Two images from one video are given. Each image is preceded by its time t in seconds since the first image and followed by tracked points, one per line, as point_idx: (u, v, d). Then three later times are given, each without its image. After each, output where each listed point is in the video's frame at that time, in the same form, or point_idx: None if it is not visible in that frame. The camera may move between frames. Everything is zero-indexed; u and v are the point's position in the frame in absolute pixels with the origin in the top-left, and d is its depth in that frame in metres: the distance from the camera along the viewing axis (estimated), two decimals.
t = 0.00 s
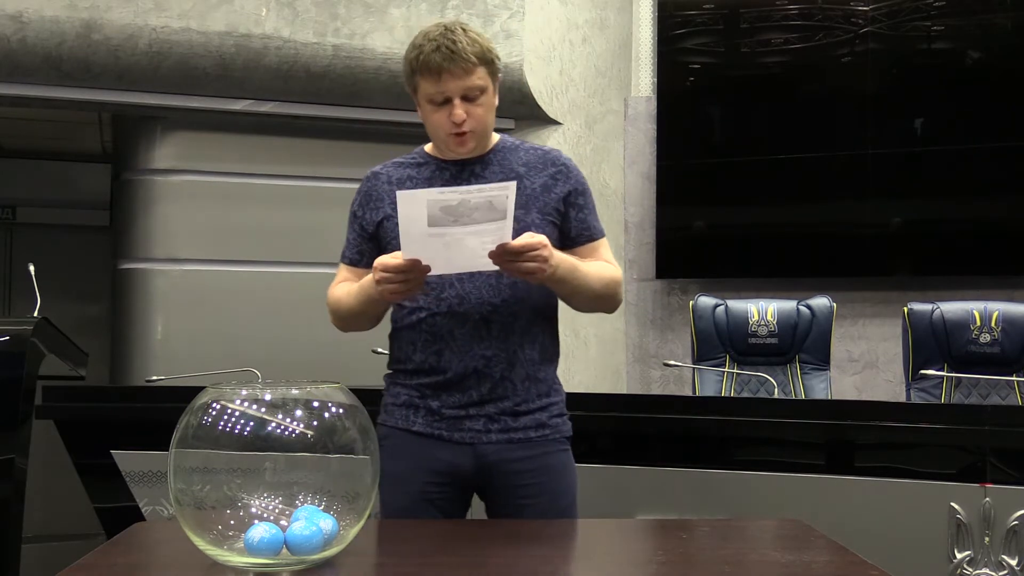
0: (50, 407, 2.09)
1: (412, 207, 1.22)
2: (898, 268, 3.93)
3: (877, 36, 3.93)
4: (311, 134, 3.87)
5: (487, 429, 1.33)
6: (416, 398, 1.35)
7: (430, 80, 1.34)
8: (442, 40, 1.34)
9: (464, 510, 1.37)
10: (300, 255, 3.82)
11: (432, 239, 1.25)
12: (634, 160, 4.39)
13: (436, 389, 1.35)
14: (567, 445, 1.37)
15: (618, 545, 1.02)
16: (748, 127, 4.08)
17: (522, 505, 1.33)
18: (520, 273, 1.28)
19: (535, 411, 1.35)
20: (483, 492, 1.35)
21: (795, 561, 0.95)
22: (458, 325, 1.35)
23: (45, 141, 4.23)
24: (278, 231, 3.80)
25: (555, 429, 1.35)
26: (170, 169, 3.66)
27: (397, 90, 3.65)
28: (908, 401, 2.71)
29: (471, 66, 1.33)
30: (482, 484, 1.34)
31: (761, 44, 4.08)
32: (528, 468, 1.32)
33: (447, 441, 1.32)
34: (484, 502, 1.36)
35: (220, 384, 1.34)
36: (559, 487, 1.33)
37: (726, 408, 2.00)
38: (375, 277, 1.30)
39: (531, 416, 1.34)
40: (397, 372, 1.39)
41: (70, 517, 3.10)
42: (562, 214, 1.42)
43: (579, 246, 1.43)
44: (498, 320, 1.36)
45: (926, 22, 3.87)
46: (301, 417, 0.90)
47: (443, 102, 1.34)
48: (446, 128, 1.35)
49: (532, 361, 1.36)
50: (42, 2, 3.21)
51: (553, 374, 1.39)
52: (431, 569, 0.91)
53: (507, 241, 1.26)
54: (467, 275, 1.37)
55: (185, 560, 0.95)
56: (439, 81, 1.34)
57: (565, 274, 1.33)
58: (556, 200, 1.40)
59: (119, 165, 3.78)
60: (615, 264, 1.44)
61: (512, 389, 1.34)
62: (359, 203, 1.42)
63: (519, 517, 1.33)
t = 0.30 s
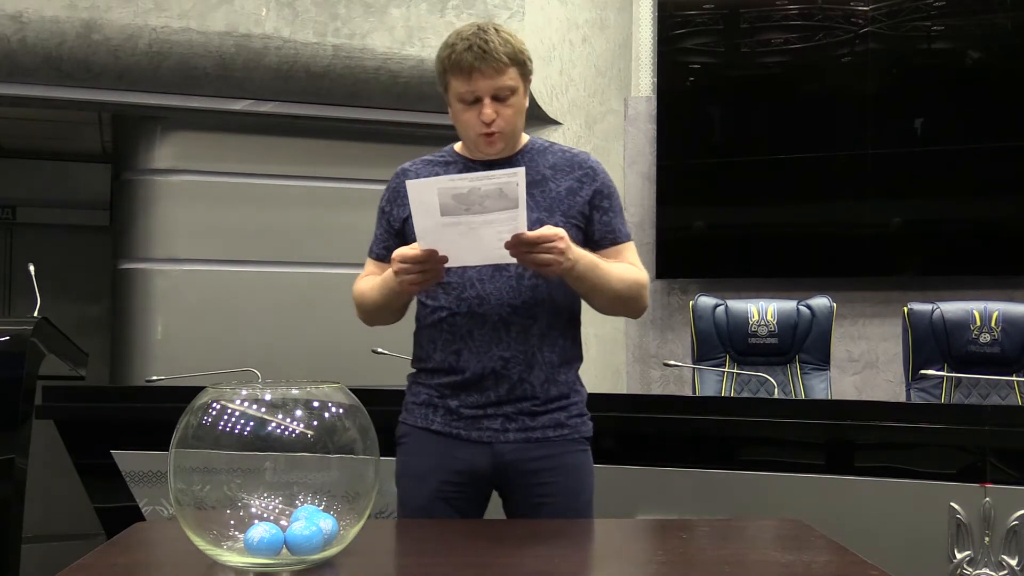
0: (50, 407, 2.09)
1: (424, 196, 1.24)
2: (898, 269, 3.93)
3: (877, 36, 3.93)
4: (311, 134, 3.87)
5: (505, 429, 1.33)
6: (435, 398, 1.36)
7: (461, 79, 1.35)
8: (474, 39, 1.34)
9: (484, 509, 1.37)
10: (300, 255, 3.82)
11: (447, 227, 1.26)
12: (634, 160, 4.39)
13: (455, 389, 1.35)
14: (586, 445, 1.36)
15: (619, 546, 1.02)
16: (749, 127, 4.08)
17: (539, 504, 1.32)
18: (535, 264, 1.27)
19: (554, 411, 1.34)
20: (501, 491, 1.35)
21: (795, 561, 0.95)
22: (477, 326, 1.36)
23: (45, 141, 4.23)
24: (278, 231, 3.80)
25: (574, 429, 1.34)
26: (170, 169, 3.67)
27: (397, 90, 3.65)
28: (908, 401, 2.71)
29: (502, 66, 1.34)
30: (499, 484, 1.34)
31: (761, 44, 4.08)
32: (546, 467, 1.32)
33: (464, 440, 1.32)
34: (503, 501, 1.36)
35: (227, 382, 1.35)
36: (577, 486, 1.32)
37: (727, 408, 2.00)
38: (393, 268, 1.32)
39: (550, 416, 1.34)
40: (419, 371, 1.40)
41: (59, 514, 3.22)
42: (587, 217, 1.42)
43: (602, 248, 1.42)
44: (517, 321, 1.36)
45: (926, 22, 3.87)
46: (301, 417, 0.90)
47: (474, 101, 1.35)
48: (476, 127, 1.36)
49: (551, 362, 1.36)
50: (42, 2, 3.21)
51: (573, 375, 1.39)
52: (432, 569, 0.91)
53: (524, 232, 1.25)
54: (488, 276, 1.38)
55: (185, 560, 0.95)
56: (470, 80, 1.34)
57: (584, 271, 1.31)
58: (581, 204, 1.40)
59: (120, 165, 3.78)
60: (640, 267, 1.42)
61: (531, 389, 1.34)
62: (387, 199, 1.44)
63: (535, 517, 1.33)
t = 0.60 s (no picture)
0: (49, 407, 2.09)
1: (436, 183, 1.24)
2: (898, 268, 3.93)
3: (877, 36, 3.93)
4: (310, 135, 3.87)
5: (517, 429, 1.33)
6: (449, 397, 1.36)
7: (482, 78, 1.35)
8: (496, 40, 1.35)
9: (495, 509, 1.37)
10: (299, 255, 3.82)
11: (460, 216, 1.26)
12: (634, 160, 4.39)
13: (469, 389, 1.36)
14: (599, 446, 1.36)
15: (619, 546, 1.02)
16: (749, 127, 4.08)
17: (551, 504, 1.33)
18: (549, 257, 1.26)
19: (567, 411, 1.34)
20: (514, 490, 1.35)
21: (795, 561, 0.95)
22: (491, 327, 1.36)
23: (45, 142, 4.23)
24: (278, 231, 3.80)
25: (586, 430, 1.34)
26: (170, 169, 3.67)
27: (397, 90, 3.66)
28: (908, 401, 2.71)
29: (524, 67, 1.34)
30: (511, 483, 1.34)
31: (761, 44, 4.08)
32: (557, 467, 1.32)
33: (477, 439, 1.33)
34: (515, 500, 1.36)
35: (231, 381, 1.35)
36: (588, 486, 1.32)
37: (727, 407, 2.00)
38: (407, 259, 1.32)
39: (562, 416, 1.34)
40: (434, 371, 1.41)
41: (62, 516, 3.30)
42: (604, 220, 1.41)
43: (620, 251, 1.42)
44: (532, 323, 1.36)
45: (926, 22, 3.87)
46: (301, 417, 0.90)
47: (494, 100, 1.36)
48: (496, 127, 1.36)
49: (564, 363, 1.36)
50: (43, 2, 3.21)
51: (587, 376, 1.38)
52: (431, 570, 0.91)
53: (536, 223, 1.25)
54: (503, 277, 1.37)
55: (184, 560, 0.95)
56: (491, 79, 1.35)
57: (598, 268, 1.30)
58: (599, 207, 1.40)
59: (120, 165, 3.78)
60: (659, 270, 1.41)
61: (544, 390, 1.34)
62: (409, 198, 1.45)
63: (547, 516, 1.33)
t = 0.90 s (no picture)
0: (49, 408, 2.09)
1: (441, 187, 1.19)
2: (898, 268, 3.93)
3: (877, 36, 3.93)
4: (310, 135, 3.88)
5: (517, 429, 1.33)
6: (449, 397, 1.36)
7: (487, 57, 1.39)
8: (505, 23, 1.40)
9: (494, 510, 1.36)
10: (300, 256, 3.82)
11: (463, 222, 1.24)
12: (634, 160, 4.38)
13: (469, 389, 1.36)
14: (598, 445, 1.36)
15: (619, 546, 1.02)
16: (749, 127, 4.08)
17: (551, 504, 1.33)
18: (551, 269, 1.27)
19: (566, 411, 1.34)
20: (514, 489, 1.35)
21: (795, 561, 0.95)
22: (492, 327, 1.36)
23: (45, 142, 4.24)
24: (278, 231, 3.80)
25: (586, 429, 1.34)
26: (170, 168, 3.67)
27: (397, 90, 3.66)
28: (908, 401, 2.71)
29: (528, 47, 1.38)
30: (510, 483, 1.35)
31: (761, 44, 4.08)
32: (557, 467, 1.32)
33: (478, 439, 1.33)
34: (515, 499, 1.36)
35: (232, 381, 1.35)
36: (587, 486, 1.32)
37: (728, 408, 2.00)
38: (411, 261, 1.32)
39: (562, 416, 1.34)
40: (435, 370, 1.41)
41: (63, 516, 3.33)
42: (608, 224, 1.42)
43: (622, 255, 1.43)
44: (532, 324, 1.36)
45: (926, 22, 3.87)
46: (301, 417, 0.90)
47: (496, 78, 1.38)
48: (495, 102, 1.36)
49: (564, 363, 1.36)
50: (43, 2, 3.22)
51: (587, 376, 1.38)
52: (430, 570, 0.91)
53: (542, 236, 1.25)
54: (505, 277, 1.37)
55: (184, 560, 0.95)
56: (494, 56, 1.38)
57: (600, 279, 1.31)
58: (603, 211, 1.40)
59: (119, 165, 3.78)
60: (661, 276, 1.42)
61: (544, 391, 1.34)
62: (413, 194, 1.46)
63: (546, 516, 1.33)
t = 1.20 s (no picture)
0: (48, 408, 2.09)
1: (433, 187, 1.22)
2: (898, 268, 3.93)
3: (876, 36, 3.93)
4: (311, 135, 3.88)
5: (511, 428, 1.33)
6: (443, 396, 1.36)
7: (476, 66, 1.38)
8: (492, 28, 1.38)
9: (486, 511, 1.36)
10: (300, 256, 3.81)
11: (457, 220, 1.25)
12: (634, 160, 4.39)
13: (462, 388, 1.36)
14: (591, 445, 1.36)
15: (619, 546, 1.02)
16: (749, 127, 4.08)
17: (544, 503, 1.32)
18: (540, 270, 1.27)
19: (560, 411, 1.35)
20: (507, 489, 1.35)
21: (795, 561, 0.95)
22: (486, 326, 1.36)
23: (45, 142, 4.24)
24: (278, 231, 3.80)
25: (579, 429, 1.34)
26: (170, 168, 3.67)
27: (397, 90, 3.66)
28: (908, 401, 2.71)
29: (517, 54, 1.36)
30: (503, 482, 1.34)
31: (761, 44, 4.08)
32: (550, 467, 1.32)
33: (470, 438, 1.32)
34: (508, 499, 1.36)
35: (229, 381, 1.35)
36: (581, 486, 1.32)
37: (728, 408, 2.00)
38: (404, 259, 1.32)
39: (556, 415, 1.34)
40: (428, 369, 1.41)
41: (63, 516, 3.36)
42: (602, 223, 1.42)
43: (617, 255, 1.43)
44: (526, 323, 1.36)
45: (926, 21, 3.87)
46: (301, 417, 0.90)
47: (487, 87, 1.37)
48: (488, 113, 1.37)
49: (557, 363, 1.36)
50: (43, 2, 3.21)
51: (580, 376, 1.39)
52: (430, 569, 0.91)
53: (532, 237, 1.25)
54: (499, 277, 1.37)
55: (185, 560, 0.95)
56: (484, 66, 1.37)
57: (591, 279, 1.31)
58: (597, 211, 1.40)
59: (120, 164, 3.78)
60: (655, 276, 1.42)
61: (537, 390, 1.34)
62: (407, 194, 1.46)
63: (540, 516, 1.33)
